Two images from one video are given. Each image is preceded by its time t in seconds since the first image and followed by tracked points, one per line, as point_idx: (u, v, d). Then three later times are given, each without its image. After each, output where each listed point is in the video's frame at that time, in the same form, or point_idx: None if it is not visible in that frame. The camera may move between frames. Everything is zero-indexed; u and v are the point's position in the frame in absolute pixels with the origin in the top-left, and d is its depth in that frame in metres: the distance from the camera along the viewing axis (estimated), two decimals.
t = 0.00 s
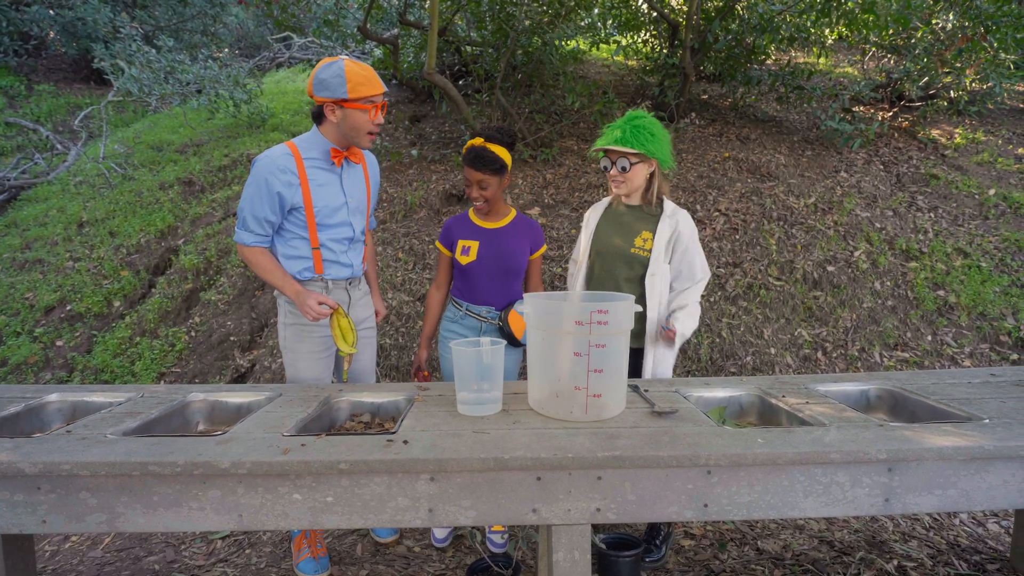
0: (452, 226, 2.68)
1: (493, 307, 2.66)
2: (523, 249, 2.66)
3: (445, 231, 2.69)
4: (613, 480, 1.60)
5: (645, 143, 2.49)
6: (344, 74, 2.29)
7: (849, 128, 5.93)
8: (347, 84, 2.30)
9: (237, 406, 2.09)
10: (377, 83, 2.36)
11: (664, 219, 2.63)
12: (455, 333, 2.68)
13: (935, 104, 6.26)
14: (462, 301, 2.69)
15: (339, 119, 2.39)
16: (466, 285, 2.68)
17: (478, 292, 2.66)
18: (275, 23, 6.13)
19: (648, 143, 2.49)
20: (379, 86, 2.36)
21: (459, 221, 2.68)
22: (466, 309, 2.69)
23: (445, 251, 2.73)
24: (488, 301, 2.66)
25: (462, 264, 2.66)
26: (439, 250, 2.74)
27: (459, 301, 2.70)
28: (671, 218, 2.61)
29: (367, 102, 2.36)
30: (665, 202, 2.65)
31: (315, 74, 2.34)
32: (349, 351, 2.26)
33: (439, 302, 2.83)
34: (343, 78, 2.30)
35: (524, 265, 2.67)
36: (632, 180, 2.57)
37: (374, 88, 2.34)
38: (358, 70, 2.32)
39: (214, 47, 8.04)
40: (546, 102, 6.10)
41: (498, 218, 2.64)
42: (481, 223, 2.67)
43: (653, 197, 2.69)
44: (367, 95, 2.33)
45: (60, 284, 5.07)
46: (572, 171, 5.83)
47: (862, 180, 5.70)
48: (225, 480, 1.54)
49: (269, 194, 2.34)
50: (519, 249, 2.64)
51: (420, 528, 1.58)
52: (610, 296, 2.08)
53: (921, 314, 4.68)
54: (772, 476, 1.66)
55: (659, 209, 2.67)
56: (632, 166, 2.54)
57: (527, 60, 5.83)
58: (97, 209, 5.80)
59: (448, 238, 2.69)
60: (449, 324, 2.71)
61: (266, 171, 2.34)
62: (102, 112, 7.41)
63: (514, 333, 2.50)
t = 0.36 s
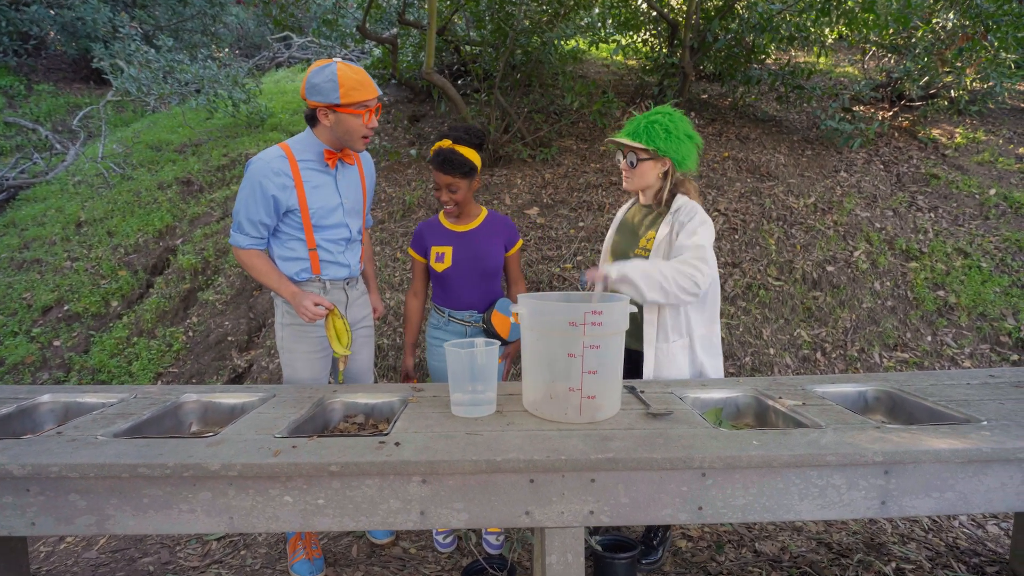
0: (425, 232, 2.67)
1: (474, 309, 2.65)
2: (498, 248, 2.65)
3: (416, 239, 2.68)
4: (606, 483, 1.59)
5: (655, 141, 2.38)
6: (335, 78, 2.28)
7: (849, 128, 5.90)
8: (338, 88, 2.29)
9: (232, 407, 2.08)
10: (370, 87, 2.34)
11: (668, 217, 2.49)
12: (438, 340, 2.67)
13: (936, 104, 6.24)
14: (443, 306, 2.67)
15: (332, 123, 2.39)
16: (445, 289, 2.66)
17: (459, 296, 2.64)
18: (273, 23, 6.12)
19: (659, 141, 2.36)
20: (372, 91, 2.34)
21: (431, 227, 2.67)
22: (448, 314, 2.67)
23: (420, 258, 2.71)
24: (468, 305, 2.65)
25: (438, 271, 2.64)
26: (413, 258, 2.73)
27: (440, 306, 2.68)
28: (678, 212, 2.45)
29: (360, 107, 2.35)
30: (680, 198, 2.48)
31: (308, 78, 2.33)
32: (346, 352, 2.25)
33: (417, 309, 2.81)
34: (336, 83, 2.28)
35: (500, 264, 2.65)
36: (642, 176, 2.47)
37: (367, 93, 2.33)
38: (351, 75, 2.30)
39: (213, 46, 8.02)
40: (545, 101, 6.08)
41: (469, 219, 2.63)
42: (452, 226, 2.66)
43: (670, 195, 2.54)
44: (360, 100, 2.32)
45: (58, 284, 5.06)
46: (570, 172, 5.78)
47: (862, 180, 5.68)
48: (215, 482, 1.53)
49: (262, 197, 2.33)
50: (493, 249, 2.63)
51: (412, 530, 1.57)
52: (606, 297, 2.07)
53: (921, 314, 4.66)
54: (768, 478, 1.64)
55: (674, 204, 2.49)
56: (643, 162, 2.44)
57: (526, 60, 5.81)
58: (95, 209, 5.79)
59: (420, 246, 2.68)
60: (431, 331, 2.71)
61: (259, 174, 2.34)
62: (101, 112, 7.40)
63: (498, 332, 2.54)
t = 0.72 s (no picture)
0: (410, 239, 2.63)
1: (465, 311, 2.67)
2: (484, 248, 2.68)
3: (401, 244, 2.64)
4: (607, 485, 1.59)
5: (665, 137, 2.34)
6: (330, 76, 2.29)
7: (855, 128, 5.86)
8: (333, 86, 2.30)
9: (235, 407, 2.10)
10: (363, 83, 2.35)
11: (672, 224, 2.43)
12: (432, 343, 2.67)
13: (944, 103, 6.20)
14: (434, 311, 2.66)
15: (330, 122, 2.40)
16: (437, 294, 2.65)
17: (450, 300, 2.65)
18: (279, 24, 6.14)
19: (668, 138, 2.33)
20: (365, 86, 2.35)
21: (417, 234, 2.64)
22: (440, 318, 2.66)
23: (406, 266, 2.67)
24: (460, 307, 2.66)
25: (429, 277, 2.63)
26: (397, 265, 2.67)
27: (432, 311, 2.67)
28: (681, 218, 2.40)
29: (356, 103, 2.36)
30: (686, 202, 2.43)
31: (302, 78, 2.35)
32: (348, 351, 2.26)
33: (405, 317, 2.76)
34: (329, 81, 2.29)
35: (488, 264, 2.68)
36: (652, 174, 2.44)
37: (361, 89, 2.34)
38: (344, 71, 2.31)
39: (219, 47, 8.07)
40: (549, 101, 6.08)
41: (453, 223, 2.63)
42: (437, 230, 2.64)
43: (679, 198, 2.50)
44: (354, 97, 2.33)
45: (66, 284, 5.10)
46: (574, 172, 5.78)
47: (868, 180, 5.66)
48: (218, 482, 1.54)
49: (263, 198, 2.35)
50: (481, 250, 2.66)
51: (413, 531, 1.58)
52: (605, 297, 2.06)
53: (928, 316, 4.64)
54: (770, 482, 1.64)
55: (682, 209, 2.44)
56: (653, 160, 2.41)
57: (530, 60, 5.81)
58: (103, 210, 5.83)
59: (405, 251, 2.65)
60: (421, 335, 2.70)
61: (260, 175, 2.36)
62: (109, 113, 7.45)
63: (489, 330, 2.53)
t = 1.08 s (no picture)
0: (416, 242, 2.61)
1: (471, 308, 2.70)
2: (484, 244, 2.73)
3: (405, 246, 2.60)
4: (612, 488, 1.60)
5: (667, 154, 2.34)
6: (331, 75, 2.32)
7: (865, 127, 5.82)
8: (334, 84, 2.33)
9: (243, 407, 2.12)
10: (365, 79, 2.37)
11: (693, 227, 2.41)
12: (436, 344, 2.69)
13: (956, 101, 6.15)
14: (441, 311, 2.68)
15: (333, 120, 2.43)
16: (446, 295, 2.66)
17: (457, 300, 2.67)
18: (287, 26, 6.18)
19: (670, 156, 2.33)
20: (367, 83, 2.37)
21: (423, 236, 2.62)
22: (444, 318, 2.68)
23: (411, 268, 2.63)
24: (466, 305, 2.69)
25: (439, 278, 2.63)
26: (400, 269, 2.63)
27: (438, 312, 2.68)
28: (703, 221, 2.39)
29: (358, 99, 2.38)
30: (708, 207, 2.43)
31: (306, 78, 2.38)
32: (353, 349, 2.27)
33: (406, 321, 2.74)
34: (331, 78, 2.32)
35: (490, 262, 2.73)
36: (663, 188, 2.44)
37: (362, 87, 2.36)
38: (345, 69, 2.33)
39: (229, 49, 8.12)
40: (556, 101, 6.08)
41: (455, 224, 2.67)
42: (441, 232, 2.64)
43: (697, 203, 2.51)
44: (356, 94, 2.35)
45: (80, 284, 5.16)
46: (581, 172, 5.79)
47: (879, 179, 5.62)
48: (226, 482, 1.56)
49: (269, 197, 2.38)
50: (483, 248, 2.71)
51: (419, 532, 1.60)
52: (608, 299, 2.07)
53: (939, 318, 4.62)
54: (776, 486, 1.65)
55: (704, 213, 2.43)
56: (660, 177, 2.42)
57: (536, 61, 5.81)
58: (114, 211, 5.89)
59: (412, 253, 2.60)
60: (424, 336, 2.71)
61: (266, 175, 2.39)
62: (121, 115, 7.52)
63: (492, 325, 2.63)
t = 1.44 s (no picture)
0: (423, 244, 2.63)
1: (475, 311, 2.73)
2: (489, 247, 2.77)
3: (413, 249, 2.62)
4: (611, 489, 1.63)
5: (682, 142, 2.36)
6: (332, 73, 2.37)
7: (873, 127, 5.81)
8: (336, 82, 2.37)
9: (251, 407, 2.16)
10: (366, 78, 2.42)
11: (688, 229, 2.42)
12: (442, 345, 2.72)
13: (965, 100, 6.12)
14: (448, 314, 2.70)
15: (335, 118, 2.46)
16: (452, 297, 2.70)
17: (462, 302, 2.71)
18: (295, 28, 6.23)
19: (684, 143, 2.35)
20: (368, 80, 2.41)
21: (431, 238, 2.64)
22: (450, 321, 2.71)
23: (418, 271, 2.64)
24: (471, 308, 2.73)
25: (445, 280, 2.66)
26: (407, 271, 2.64)
27: (444, 314, 2.70)
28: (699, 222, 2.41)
29: (359, 97, 2.42)
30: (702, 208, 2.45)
31: (309, 79, 2.44)
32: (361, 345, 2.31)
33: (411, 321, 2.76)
34: (333, 77, 2.37)
35: (494, 265, 2.77)
36: (672, 180, 2.46)
37: (363, 84, 2.40)
38: (346, 68, 2.38)
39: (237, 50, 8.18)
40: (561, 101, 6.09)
41: (461, 227, 2.71)
42: (448, 234, 2.67)
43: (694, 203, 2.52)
44: (356, 92, 2.40)
45: (91, 284, 5.23)
46: (587, 173, 5.80)
47: (886, 180, 5.62)
48: (234, 481, 1.60)
49: (275, 198, 2.42)
50: (489, 251, 2.75)
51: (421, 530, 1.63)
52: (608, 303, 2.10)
53: (946, 319, 4.61)
54: (775, 489, 1.67)
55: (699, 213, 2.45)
56: (672, 165, 2.43)
57: (541, 61, 5.82)
58: (124, 212, 5.95)
59: (419, 256, 2.62)
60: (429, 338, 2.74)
61: (271, 176, 2.43)
62: (131, 117, 7.60)
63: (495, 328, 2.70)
